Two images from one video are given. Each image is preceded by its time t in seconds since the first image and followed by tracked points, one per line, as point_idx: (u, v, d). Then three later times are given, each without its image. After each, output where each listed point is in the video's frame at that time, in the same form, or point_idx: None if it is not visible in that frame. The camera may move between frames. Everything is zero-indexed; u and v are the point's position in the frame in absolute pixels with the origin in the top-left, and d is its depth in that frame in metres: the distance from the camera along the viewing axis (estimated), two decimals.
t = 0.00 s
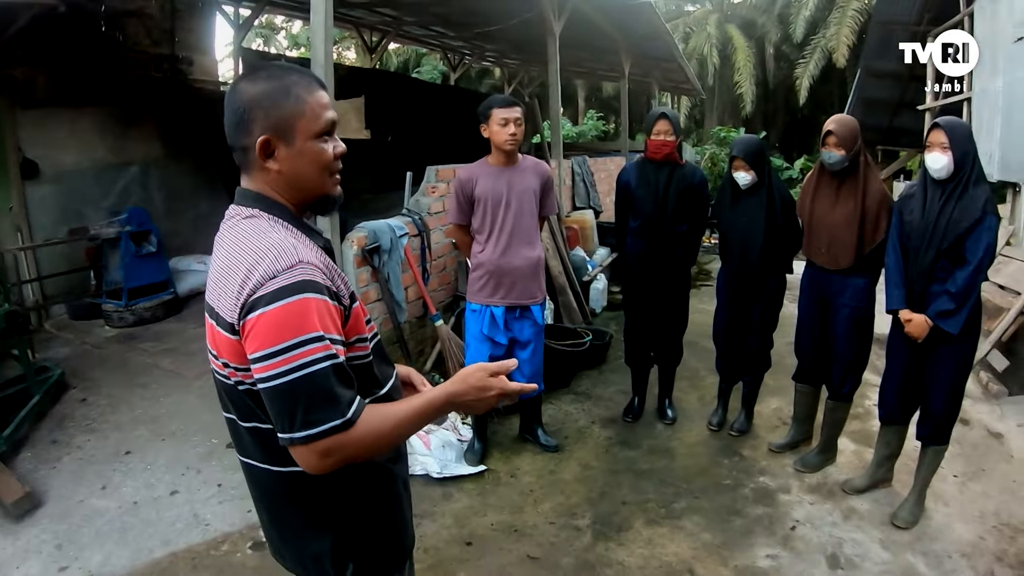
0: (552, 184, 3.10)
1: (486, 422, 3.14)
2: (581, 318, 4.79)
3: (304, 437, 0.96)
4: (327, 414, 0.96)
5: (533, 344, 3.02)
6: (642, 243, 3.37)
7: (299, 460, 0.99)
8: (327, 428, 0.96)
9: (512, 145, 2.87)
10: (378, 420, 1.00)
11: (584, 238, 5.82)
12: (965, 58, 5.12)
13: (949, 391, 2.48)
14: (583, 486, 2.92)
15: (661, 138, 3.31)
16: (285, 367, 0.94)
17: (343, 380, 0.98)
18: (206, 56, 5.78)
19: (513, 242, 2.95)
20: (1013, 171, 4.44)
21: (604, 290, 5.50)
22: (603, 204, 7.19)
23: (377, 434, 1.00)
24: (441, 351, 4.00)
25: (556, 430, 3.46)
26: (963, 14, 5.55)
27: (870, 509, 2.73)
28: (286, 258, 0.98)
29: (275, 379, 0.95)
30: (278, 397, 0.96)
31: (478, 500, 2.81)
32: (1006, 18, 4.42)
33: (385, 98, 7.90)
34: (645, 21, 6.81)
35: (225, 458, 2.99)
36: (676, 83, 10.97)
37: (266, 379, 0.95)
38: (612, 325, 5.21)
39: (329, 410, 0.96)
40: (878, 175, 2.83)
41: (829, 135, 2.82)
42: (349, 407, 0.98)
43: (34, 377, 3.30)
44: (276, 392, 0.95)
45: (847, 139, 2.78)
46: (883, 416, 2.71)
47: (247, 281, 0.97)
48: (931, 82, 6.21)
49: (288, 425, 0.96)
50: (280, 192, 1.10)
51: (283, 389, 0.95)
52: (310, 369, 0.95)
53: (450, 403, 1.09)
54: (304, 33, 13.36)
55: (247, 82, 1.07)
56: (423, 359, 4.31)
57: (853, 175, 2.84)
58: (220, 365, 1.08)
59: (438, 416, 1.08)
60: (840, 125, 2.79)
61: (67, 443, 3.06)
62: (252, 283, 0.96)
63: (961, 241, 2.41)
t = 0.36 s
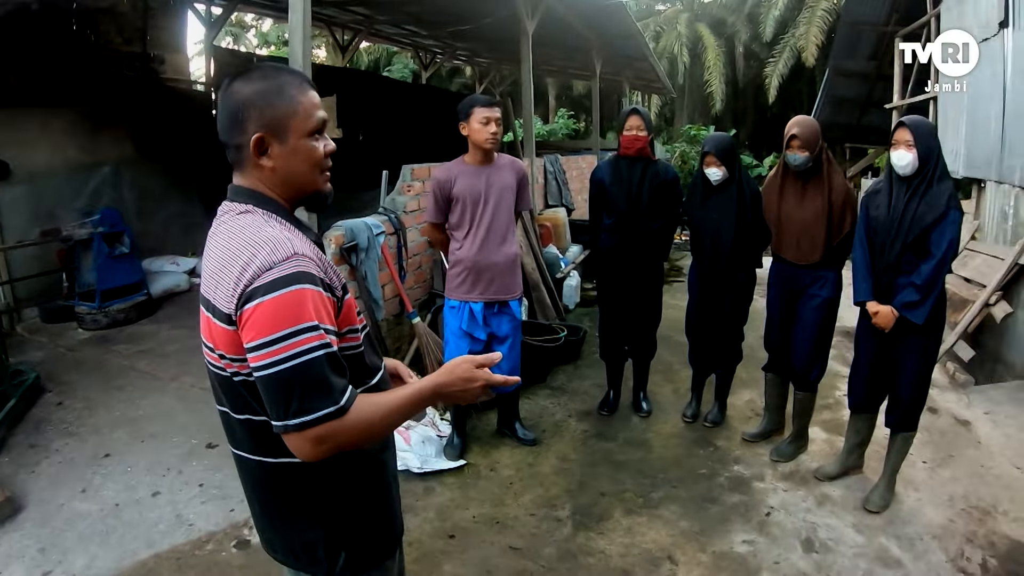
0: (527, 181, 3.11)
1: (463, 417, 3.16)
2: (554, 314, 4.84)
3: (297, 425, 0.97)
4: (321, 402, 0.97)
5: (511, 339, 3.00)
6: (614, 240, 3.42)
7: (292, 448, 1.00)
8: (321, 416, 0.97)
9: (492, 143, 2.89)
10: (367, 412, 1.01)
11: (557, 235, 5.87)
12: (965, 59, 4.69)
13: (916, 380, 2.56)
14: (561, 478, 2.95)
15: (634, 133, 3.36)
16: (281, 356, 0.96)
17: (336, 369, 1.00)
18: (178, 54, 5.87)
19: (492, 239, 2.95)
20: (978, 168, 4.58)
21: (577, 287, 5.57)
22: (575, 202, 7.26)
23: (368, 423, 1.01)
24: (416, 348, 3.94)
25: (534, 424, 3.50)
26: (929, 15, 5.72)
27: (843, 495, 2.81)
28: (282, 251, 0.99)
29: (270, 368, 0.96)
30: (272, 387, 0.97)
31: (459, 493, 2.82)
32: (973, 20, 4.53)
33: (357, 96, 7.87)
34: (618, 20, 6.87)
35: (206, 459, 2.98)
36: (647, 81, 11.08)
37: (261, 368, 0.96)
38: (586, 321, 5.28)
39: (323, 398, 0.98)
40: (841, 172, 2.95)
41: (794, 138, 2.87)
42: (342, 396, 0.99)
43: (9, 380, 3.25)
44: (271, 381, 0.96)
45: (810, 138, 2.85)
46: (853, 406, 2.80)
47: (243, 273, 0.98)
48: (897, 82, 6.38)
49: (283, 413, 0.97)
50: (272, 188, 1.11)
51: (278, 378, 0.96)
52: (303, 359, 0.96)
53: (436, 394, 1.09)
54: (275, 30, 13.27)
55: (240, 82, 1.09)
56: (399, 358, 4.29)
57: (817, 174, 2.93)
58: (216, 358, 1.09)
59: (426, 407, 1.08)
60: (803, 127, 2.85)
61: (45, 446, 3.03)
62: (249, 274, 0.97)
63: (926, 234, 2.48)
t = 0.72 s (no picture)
0: (507, 181, 3.10)
1: (445, 418, 3.13)
2: (531, 314, 4.83)
3: (291, 433, 0.94)
4: (315, 409, 0.94)
5: (494, 339, 2.99)
6: (594, 240, 3.43)
7: (285, 457, 0.97)
8: (316, 423, 0.94)
9: (474, 141, 2.88)
10: (362, 418, 0.98)
11: (532, 235, 5.88)
12: (966, 59, 4.38)
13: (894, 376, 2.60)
14: (544, 477, 2.92)
15: (615, 133, 3.37)
16: (274, 361, 0.93)
17: (331, 374, 0.97)
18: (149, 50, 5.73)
19: (474, 239, 2.93)
20: (948, 168, 4.71)
21: (552, 287, 5.57)
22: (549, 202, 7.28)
23: (364, 429, 0.98)
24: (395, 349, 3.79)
25: (514, 425, 3.48)
26: (901, 19, 5.87)
27: (824, 490, 2.85)
28: (275, 251, 0.96)
29: (263, 374, 0.93)
30: (265, 393, 0.94)
31: (443, 496, 2.76)
32: (944, 23, 4.65)
33: (330, 95, 7.79)
34: (594, 21, 6.89)
35: (182, 465, 2.92)
36: (620, 82, 11.14)
37: (253, 374, 0.93)
38: (562, 321, 5.29)
39: (319, 405, 0.95)
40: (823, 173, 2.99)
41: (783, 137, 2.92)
42: (337, 402, 0.96)
43: None
44: (263, 388, 0.93)
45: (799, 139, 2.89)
46: (832, 402, 2.84)
47: (234, 274, 0.95)
48: (869, 84, 6.51)
49: (275, 420, 0.94)
50: (262, 186, 1.08)
51: (271, 385, 0.93)
52: (298, 364, 0.93)
53: (432, 398, 1.07)
54: (245, 28, 13.08)
55: (229, 75, 1.06)
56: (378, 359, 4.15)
57: (800, 175, 2.98)
58: (204, 363, 1.06)
59: (422, 412, 1.06)
60: (792, 126, 2.89)
61: (15, 454, 2.94)
62: (240, 275, 0.94)
63: (905, 233, 2.53)
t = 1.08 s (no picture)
0: (497, 186, 3.07)
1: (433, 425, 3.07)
2: (515, 318, 4.79)
3: (303, 462, 0.88)
4: (328, 436, 0.89)
5: (484, 344, 2.96)
6: (582, 244, 3.41)
7: (295, 488, 0.91)
8: (330, 451, 0.89)
9: (467, 143, 2.84)
10: (377, 442, 0.93)
11: (513, 237, 5.81)
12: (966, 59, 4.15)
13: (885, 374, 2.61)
14: (538, 484, 2.88)
15: (604, 136, 3.36)
16: (284, 386, 0.86)
17: (344, 398, 0.92)
18: (121, 50, 5.59)
19: (464, 243, 2.89)
20: (928, 168, 4.77)
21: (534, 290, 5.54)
22: (528, 203, 7.25)
23: (379, 453, 0.93)
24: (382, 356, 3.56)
25: (503, 430, 3.44)
26: (878, 21, 5.95)
27: (816, 489, 2.86)
28: (282, 267, 0.91)
29: (272, 400, 0.87)
30: (274, 420, 0.87)
31: (435, 506, 2.70)
32: (922, 26, 4.72)
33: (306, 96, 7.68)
34: (573, 22, 6.87)
35: (165, 479, 2.84)
36: (595, 83, 11.16)
37: (261, 400, 0.87)
38: (544, 324, 5.26)
39: (331, 431, 0.89)
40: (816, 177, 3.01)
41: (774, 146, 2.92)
42: (351, 427, 0.91)
43: None
44: (271, 415, 0.87)
45: (789, 141, 2.89)
46: (822, 402, 2.85)
47: (238, 291, 0.89)
48: (845, 86, 6.58)
49: (286, 449, 0.88)
50: (263, 190, 1.04)
51: (281, 411, 0.87)
52: (310, 388, 0.87)
53: (447, 418, 1.02)
54: (216, 28, 12.86)
55: (228, 74, 1.01)
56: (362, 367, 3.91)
57: (792, 180, 2.98)
58: (204, 388, 1.00)
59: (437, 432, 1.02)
60: (784, 134, 2.90)
61: None
62: (246, 293, 0.88)
63: (895, 235, 2.55)
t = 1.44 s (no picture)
0: (497, 189, 3.04)
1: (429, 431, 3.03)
2: (506, 321, 4.75)
3: (326, 487, 0.83)
4: (353, 458, 0.84)
5: (484, 348, 2.93)
6: (576, 246, 3.40)
7: (317, 514, 0.86)
8: (355, 475, 0.84)
9: (467, 146, 2.81)
10: (405, 461, 0.89)
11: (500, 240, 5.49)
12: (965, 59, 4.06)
13: (883, 373, 2.63)
14: (537, 490, 2.86)
15: (598, 137, 3.35)
16: (306, 407, 0.81)
17: (367, 416, 0.87)
18: (101, 53, 5.49)
19: (463, 247, 2.86)
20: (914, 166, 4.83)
21: (522, 292, 5.51)
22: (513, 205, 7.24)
23: (406, 474, 0.89)
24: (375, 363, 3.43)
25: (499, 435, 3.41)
26: (861, 22, 6.02)
27: (815, 488, 2.87)
28: (299, 277, 0.85)
29: (291, 421, 0.81)
30: (295, 442, 0.82)
31: (435, 514, 2.66)
32: (908, 27, 4.76)
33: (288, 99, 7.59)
34: (557, 24, 6.86)
35: (156, 493, 2.79)
36: (576, 84, 11.18)
37: (281, 422, 0.81)
38: (533, 327, 5.24)
39: (356, 453, 0.84)
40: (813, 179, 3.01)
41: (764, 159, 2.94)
42: (375, 449, 0.86)
43: None
44: (292, 438, 0.82)
45: (778, 156, 2.90)
46: (819, 401, 2.86)
47: (252, 304, 0.83)
48: (828, 86, 6.65)
49: (308, 474, 0.83)
50: (275, 194, 0.98)
51: (302, 434, 0.82)
52: (332, 409, 0.82)
53: (471, 431, 1.00)
54: (195, 31, 12.71)
55: (237, 69, 0.96)
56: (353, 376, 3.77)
57: (787, 189, 3.00)
58: (213, 407, 0.94)
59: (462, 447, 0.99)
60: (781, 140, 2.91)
61: None
62: (261, 306, 0.82)
63: (892, 234, 2.58)
